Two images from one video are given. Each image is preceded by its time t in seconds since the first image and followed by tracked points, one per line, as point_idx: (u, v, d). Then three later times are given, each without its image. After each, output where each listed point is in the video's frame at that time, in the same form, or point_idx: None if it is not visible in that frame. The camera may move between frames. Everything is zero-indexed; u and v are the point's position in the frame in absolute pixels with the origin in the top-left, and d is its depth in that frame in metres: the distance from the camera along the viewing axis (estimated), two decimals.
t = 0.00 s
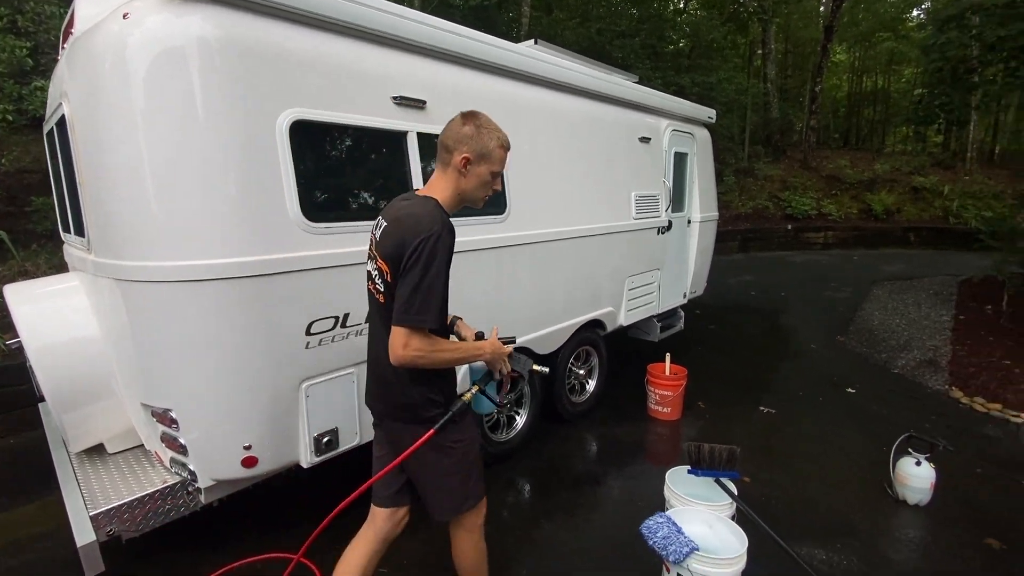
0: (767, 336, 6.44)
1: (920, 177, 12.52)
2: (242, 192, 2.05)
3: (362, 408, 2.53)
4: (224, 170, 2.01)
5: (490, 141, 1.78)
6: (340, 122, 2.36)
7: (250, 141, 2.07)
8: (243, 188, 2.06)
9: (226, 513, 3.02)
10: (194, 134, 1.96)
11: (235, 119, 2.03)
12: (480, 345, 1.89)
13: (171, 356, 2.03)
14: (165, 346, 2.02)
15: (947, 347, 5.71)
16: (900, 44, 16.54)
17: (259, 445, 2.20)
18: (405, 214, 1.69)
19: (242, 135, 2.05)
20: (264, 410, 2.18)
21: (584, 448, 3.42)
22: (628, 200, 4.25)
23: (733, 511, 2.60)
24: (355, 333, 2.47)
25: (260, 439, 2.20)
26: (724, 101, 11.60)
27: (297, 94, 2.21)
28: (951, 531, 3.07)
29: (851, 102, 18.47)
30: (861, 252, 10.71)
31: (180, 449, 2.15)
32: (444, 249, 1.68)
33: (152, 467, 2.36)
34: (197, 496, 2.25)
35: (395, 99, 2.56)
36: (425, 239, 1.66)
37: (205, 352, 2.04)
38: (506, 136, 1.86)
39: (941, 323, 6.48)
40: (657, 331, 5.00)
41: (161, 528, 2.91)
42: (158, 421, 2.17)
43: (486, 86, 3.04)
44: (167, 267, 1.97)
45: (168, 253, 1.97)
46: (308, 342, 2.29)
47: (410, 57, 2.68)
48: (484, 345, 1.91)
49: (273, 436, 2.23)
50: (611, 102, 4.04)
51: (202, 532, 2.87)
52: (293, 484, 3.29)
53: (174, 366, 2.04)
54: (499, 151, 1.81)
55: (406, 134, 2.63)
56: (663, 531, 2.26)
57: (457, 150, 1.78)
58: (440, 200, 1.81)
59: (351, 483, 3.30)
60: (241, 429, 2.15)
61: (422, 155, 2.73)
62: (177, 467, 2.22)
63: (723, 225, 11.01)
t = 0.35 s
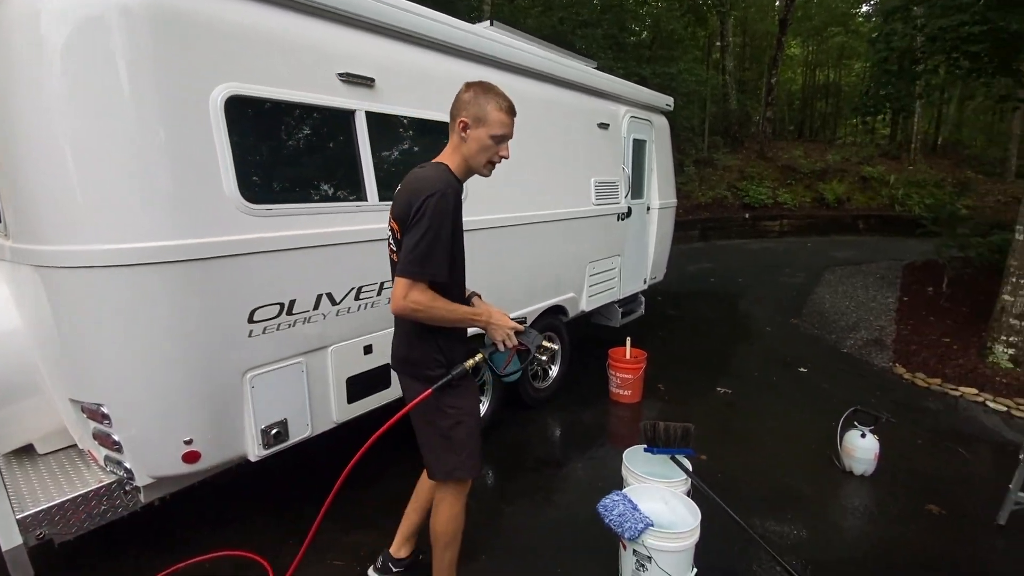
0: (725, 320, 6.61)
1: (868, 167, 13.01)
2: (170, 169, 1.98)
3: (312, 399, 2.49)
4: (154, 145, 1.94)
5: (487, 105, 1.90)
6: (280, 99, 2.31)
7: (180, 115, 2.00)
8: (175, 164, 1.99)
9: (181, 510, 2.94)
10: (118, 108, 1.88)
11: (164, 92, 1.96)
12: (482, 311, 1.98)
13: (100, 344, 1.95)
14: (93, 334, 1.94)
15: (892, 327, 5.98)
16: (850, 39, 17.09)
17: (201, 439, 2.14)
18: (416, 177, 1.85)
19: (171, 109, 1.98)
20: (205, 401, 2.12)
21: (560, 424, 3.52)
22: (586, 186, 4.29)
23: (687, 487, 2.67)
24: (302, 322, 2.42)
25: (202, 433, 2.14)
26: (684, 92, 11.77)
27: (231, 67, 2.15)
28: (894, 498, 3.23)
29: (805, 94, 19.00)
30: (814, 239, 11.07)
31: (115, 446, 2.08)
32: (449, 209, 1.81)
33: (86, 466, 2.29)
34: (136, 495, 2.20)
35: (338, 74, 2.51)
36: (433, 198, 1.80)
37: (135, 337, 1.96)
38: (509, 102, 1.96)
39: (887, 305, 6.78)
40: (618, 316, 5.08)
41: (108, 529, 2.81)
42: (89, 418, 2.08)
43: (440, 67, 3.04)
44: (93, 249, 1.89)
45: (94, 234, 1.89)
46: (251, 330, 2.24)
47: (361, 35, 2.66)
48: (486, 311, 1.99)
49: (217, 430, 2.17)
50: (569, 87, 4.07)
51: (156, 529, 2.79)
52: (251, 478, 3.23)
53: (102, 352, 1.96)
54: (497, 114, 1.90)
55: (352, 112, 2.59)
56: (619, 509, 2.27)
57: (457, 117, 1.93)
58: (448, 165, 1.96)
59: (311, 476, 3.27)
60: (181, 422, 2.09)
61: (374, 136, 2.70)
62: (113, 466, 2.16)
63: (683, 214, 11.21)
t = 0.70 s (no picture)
0: (686, 304, 6.76)
1: (821, 155, 13.43)
2: (96, 143, 1.85)
3: (262, 390, 2.41)
4: (76, 120, 1.81)
5: (456, 88, 2.13)
6: (216, 70, 2.20)
7: (106, 86, 1.87)
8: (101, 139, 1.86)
9: (136, 506, 2.85)
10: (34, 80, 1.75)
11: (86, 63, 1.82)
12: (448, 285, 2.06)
13: (24, 334, 1.83)
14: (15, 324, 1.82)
15: (842, 307, 6.23)
16: (804, 31, 17.54)
17: (140, 434, 2.05)
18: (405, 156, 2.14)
19: (89, 76, 1.83)
20: (144, 393, 2.02)
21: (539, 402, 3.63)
22: (547, 169, 4.30)
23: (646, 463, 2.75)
24: (249, 308, 2.33)
25: (142, 428, 2.05)
26: (646, 81, 11.87)
27: (159, 35, 2.02)
28: (843, 467, 3.38)
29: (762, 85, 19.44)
30: (771, 225, 11.39)
31: (44, 444, 1.99)
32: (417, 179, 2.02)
33: (19, 467, 2.17)
34: (72, 495, 2.08)
35: (282, 48, 2.43)
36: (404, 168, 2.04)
37: (63, 324, 1.84)
38: (484, 86, 2.14)
39: (837, 286, 7.05)
40: (583, 302, 5.16)
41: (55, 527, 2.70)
42: (17, 415, 2.00)
43: (395, 45, 2.99)
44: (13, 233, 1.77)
45: (14, 217, 1.77)
46: (194, 317, 2.14)
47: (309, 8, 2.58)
48: (452, 287, 2.07)
49: (160, 424, 2.08)
50: (529, 69, 4.06)
51: (109, 526, 2.70)
52: (209, 472, 3.15)
53: (27, 342, 1.84)
54: (461, 94, 2.12)
55: (299, 87, 2.52)
56: (578, 488, 2.29)
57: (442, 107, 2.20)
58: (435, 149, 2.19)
59: (273, 468, 3.21)
60: (119, 417, 1.99)
61: (324, 115, 2.64)
62: (45, 465, 2.06)
63: (646, 202, 11.35)
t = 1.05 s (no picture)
0: (654, 287, 6.85)
1: (785, 141, 13.69)
2: (22, 118, 1.74)
3: (214, 380, 2.36)
4: None
5: (468, 90, 2.22)
6: (151, 39, 2.10)
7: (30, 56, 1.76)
8: (26, 113, 1.75)
9: (94, 504, 2.76)
10: None
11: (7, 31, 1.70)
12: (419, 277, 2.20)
13: None
14: None
15: (804, 288, 6.39)
16: (768, 18, 17.77)
17: (80, 429, 1.97)
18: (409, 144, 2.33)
19: (11, 46, 1.71)
20: (82, 386, 1.94)
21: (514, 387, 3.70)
22: (515, 151, 4.28)
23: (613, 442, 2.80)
24: (197, 294, 2.26)
25: (82, 422, 1.97)
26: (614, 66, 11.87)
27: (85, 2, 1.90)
28: (805, 440, 3.48)
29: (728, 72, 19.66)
30: (737, 210, 11.58)
31: None
32: (407, 167, 2.20)
33: None
34: (11, 497, 1.97)
35: (226, 16, 2.32)
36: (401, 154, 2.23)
37: None
38: (495, 90, 2.22)
39: (799, 268, 7.24)
40: (554, 286, 5.16)
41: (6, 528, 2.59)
42: None
43: (355, 19, 2.91)
44: None
45: None
46: (136, 304, 2.06)
47: None
48: (423, 280, 2.21)
49: (102, 418, 2.01)
50: (494, 48, 4.02)
51: (67, 524, 2.61)
52: (172, 466, 3.07)
53: None
54: (473, 96, 2.20)
55: (246, 60, 2.42)
56: (547, 467, 2.30)
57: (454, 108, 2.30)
58: (442, 144, 2.32)
59: (239, 460, 3.15)
60: (56, 411, 1.90)
61: (274, 91, 2.56)
62: None
63: (616, 188, 11.40)
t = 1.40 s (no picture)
0: (636, 270, 6.81)
1: (765, 125, 13.69)
2: None
3: (168, 367, 2.28)
4: None
5: (463, 95, 2.12)
6: None
7: None
8: None
9: (52, 499, 2.65)
10: None
11: None
12: (396, 286, 2.13)
13: None
14: None
15: (783, 269, 6.41)
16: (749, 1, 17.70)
17: (17, 420, 1.87)
18: (386, 137, 2.22)
19: None
20: (15, 375, 1.84)
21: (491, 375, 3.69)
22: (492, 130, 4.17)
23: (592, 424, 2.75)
24: (144, 275, 2.16)
25: (19, 413, 1.87)
26: (595, 48, 11.72)
27: None
28: (784, 418, 3.48)
29: (709, 57, 19.53)
30: (718, 194, 11.57)
31: None
32: (387, 167, 2.12)
33: None
34: None
35: None
36: (378, 151, 2.14)
37: None
38: (491, 98, 2.13)
39: (779, 250, 7.26)
40: (533, 269, 5.08)
41: None
42: None
43: None
44: None
45: None
46: (72, 287, 1.95)
47: None
48: (400, 290, 2.13)
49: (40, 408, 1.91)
50: (468, 21, 3.90)
51: (21, 522, 2.50)
52: (135, 459, 2.96)
53: None
54: (467, 105, 2.10)
55: (193, 22, 2.29)
56: (521, 452, 2.24)
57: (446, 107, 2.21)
58: (424, 143, 2.25)
59: (206, 451, 3.05)
60: None
61: (227, 60, 2.43)
62: None
63: (598, 172, 11.30)
